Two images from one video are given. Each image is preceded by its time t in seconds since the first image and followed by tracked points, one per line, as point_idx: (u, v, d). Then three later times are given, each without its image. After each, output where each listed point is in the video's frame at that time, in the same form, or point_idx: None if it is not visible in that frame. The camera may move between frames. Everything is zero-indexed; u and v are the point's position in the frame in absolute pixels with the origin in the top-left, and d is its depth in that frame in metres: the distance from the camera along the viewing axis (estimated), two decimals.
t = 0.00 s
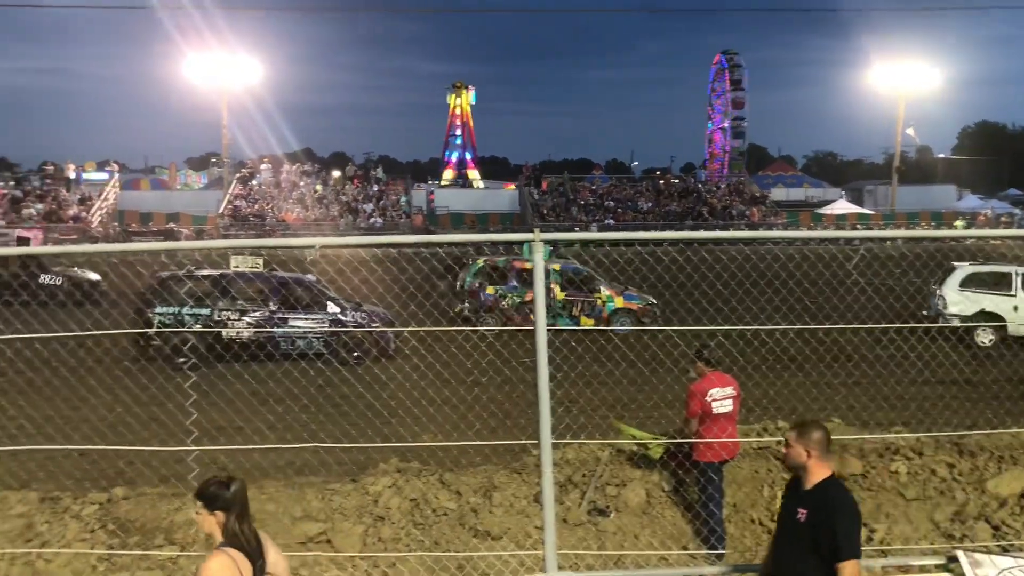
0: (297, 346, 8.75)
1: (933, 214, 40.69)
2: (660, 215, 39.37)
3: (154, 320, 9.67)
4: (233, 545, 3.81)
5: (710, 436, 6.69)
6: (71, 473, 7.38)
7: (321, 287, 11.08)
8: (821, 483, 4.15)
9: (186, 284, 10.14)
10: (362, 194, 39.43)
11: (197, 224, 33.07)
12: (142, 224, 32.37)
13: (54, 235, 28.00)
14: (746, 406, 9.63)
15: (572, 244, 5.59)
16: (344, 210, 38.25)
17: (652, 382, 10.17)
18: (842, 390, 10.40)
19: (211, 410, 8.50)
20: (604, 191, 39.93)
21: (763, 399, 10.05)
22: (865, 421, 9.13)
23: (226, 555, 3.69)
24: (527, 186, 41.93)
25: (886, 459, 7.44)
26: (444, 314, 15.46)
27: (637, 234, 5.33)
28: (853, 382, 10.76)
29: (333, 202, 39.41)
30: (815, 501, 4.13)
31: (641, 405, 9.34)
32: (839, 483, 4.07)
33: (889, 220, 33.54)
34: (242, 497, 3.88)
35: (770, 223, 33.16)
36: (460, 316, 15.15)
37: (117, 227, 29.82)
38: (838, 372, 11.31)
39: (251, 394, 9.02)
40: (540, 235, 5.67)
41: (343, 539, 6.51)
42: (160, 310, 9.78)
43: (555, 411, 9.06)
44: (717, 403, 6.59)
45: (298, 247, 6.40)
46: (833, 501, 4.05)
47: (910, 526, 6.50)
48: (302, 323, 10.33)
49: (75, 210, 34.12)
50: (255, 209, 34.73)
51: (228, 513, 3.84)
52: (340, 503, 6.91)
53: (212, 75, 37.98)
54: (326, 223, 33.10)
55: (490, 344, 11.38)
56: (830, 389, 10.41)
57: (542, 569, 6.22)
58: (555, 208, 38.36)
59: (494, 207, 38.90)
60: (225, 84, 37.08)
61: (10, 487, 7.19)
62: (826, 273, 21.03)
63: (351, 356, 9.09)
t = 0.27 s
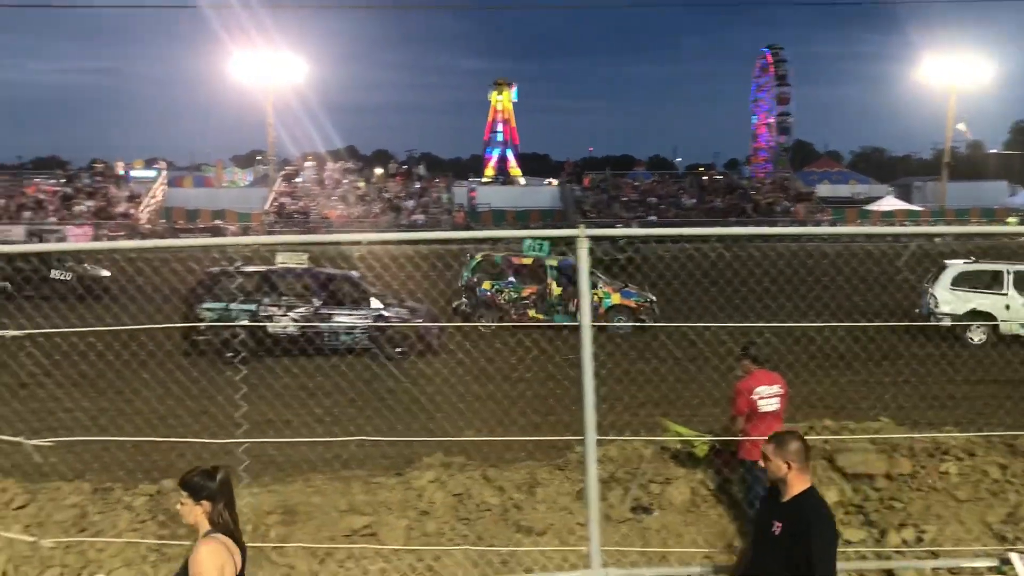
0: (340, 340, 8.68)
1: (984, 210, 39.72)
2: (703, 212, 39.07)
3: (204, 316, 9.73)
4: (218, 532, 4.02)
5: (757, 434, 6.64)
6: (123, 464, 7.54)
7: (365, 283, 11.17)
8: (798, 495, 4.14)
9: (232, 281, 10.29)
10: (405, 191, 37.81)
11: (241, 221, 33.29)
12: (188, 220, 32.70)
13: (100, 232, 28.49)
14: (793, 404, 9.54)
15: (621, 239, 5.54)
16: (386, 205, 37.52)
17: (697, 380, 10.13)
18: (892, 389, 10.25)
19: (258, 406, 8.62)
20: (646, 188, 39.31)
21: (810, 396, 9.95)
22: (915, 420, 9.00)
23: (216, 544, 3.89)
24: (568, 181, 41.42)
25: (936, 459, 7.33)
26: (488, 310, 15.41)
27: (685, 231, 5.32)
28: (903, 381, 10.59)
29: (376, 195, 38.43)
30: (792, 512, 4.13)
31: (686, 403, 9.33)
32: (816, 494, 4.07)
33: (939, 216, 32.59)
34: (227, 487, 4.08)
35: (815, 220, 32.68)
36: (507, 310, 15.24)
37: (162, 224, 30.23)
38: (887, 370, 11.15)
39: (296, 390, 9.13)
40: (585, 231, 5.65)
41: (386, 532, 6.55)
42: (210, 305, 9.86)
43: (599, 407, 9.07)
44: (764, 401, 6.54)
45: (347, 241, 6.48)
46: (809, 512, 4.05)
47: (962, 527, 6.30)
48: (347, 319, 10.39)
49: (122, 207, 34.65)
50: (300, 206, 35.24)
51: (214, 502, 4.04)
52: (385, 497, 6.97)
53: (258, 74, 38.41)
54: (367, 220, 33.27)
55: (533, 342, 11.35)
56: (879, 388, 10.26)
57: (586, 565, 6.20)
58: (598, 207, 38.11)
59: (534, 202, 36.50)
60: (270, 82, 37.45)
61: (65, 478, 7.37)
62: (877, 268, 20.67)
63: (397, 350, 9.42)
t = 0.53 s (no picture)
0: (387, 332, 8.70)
1: None
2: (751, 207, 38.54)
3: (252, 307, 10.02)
4: (200, 537, 3.65)
5: (806, 431, 6.56)
6: (175, 451, 7.69)
7: (408, 275, 11.27)
8: (774, 491, 3.77)
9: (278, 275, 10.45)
10: (448, 184, 36.69)
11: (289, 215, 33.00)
12: (236, 212, 33.57)
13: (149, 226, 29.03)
14: (842, 402, 9.43)
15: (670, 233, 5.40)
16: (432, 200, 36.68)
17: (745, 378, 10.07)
18: (944, 389, 10.08)
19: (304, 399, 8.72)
20: (692, 182, 37.75)
21: (859, 395, 9.83)
22: (968, 421, 8.84)
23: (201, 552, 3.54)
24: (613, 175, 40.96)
25: (990, 460, 7.19)
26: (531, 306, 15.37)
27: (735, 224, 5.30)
28: (956, 381, 10.41)
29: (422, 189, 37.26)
30: (766, 509, 3.76)
31: (733, 400, 9.28)
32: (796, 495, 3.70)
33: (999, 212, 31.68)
34: (210, 487, 3.70)
35: (867, 215, 32.02)
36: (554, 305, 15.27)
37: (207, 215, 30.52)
38: (940, 370, 10.95)
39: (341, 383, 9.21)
40: (631, 224, 5.49)
41: (431, 523, 6.59)
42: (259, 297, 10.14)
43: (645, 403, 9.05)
44: (813, 398, 6.46)
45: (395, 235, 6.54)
46: (787, 514, 3.70)
47: (1016, 529, 6.23)
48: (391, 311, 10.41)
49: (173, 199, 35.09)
50: (346, 199, 35.58)
51: (196, 504, 3.65)
52: (429, 489, 7.00)
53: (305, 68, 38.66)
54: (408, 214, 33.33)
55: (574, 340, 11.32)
56: (931, 387, 10.09)
57: (631, 560, 6.19)
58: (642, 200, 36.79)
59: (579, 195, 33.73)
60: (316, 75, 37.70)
61: (118, 465, 7.52)
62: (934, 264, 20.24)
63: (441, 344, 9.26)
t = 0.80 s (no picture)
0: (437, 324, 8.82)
1: None
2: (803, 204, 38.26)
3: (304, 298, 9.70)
4: (178, 525, 3.73)
5: (859, 429, 6.47)
6: (230, 439, 7.87)
7: (458, 268, 11.43)
8: (743, 490, 3.86)
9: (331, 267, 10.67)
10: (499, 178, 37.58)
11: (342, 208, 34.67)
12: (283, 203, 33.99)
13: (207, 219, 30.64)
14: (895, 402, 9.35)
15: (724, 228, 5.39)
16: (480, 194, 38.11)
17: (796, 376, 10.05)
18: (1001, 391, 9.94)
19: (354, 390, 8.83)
20: (743, 177, 38.99)
21: (912, 396, 9.73)
22: None
23: (178, 538, 3.63)
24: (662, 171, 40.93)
25: None
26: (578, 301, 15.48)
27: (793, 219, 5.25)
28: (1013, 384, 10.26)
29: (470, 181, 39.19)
30: (735, 508, 3.85)
31: (784, 399, 9.27)
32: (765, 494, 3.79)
33: None
34: (189, 475, 3.80)
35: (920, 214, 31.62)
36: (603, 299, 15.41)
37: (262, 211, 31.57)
38: (997, 372, 10.80)
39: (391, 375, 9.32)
40: (686, 218, 5.46)
41: (477, 515, 6.63)
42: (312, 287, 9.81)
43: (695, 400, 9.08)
44: (866, 396, 6.38)
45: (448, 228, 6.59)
46: (756, 513, 3.78)
47: None
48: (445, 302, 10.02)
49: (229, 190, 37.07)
50: (396, 194, 36.36)
51: (175, 491, 3.75)
52: (477, 480, 7.05)
53: (358, 63, 39.20)
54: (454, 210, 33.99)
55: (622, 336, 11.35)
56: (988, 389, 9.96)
57: (679, 556, 6.16)
58: (692, 196, 37.11)
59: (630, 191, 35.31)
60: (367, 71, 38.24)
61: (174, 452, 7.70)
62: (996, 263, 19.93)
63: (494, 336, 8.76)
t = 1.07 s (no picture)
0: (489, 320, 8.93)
1: None
2: (861, 202, 37.68)
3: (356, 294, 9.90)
4: (167, 522, 3.83)
5: (920, 431, 6.32)
6: (287, 432, 8.01)
7: (512, 264, 11.51)
8: (718, 478, 3.72)
9: (383, 263, 10.81)
10: (551, 171, 37.52)
11: (394, 205, 35.71)
12: (346, 203, 35.82)
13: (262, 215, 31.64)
14: (956, 406, 9.17)
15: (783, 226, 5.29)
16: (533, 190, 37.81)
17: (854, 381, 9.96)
18: None
19: (408, 386, 8.90)
20: (800, 174, 37.92)
21: (974, 401, 9.56)
22: None
23: (166, 536, 3.73)
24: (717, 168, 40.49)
25: None
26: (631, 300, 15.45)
27: (858, 218, 5.10)
28: None
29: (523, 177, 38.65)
30: (711, 496, 3.71)
31: (841, 401, 9.19)
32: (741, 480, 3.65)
33: None
34: (179, 473, 3.90)
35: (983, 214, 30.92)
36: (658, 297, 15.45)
37: (316, 208, 32.32)
38: None
39: (444, 371, 9.37)
40: (743, 217, 5.37)
41: (529, 512, 6.63)
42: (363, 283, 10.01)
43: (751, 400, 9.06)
44: (928, 399, 6.24)
45: (506, 226, 6.60)
46: (731, 500, 3.63)
47: None
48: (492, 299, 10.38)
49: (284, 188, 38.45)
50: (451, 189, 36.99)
51: (163, 488, 3.84)
52: (530, 477, 7.05)
53: (411, 61, 39.46)
54: (505, 207, 34.35)
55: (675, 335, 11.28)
56: None
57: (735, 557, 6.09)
58: (746, 194, 36.91)
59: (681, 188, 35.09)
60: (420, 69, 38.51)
61: (232, 444, 7.84)
62: None
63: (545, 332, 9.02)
